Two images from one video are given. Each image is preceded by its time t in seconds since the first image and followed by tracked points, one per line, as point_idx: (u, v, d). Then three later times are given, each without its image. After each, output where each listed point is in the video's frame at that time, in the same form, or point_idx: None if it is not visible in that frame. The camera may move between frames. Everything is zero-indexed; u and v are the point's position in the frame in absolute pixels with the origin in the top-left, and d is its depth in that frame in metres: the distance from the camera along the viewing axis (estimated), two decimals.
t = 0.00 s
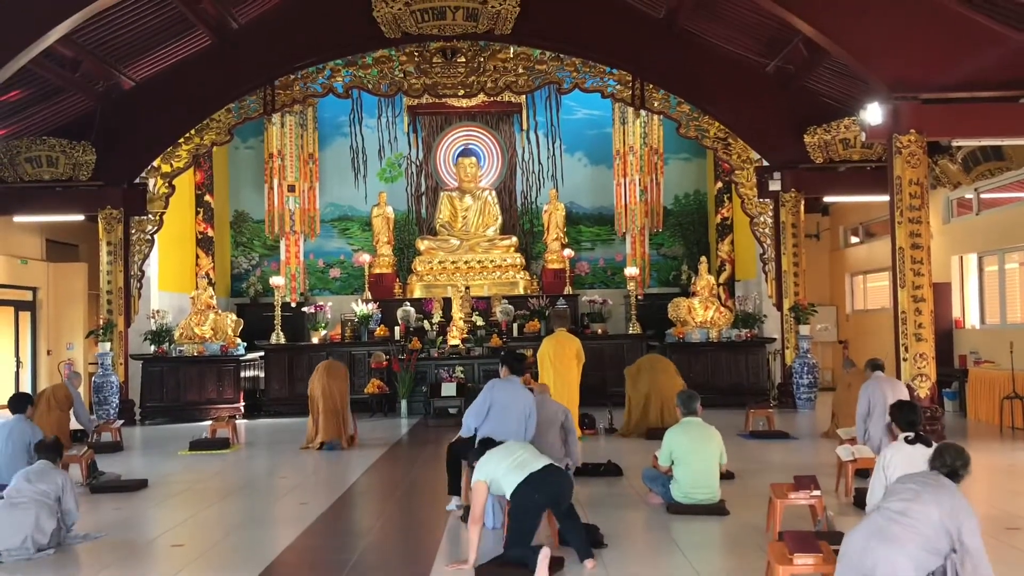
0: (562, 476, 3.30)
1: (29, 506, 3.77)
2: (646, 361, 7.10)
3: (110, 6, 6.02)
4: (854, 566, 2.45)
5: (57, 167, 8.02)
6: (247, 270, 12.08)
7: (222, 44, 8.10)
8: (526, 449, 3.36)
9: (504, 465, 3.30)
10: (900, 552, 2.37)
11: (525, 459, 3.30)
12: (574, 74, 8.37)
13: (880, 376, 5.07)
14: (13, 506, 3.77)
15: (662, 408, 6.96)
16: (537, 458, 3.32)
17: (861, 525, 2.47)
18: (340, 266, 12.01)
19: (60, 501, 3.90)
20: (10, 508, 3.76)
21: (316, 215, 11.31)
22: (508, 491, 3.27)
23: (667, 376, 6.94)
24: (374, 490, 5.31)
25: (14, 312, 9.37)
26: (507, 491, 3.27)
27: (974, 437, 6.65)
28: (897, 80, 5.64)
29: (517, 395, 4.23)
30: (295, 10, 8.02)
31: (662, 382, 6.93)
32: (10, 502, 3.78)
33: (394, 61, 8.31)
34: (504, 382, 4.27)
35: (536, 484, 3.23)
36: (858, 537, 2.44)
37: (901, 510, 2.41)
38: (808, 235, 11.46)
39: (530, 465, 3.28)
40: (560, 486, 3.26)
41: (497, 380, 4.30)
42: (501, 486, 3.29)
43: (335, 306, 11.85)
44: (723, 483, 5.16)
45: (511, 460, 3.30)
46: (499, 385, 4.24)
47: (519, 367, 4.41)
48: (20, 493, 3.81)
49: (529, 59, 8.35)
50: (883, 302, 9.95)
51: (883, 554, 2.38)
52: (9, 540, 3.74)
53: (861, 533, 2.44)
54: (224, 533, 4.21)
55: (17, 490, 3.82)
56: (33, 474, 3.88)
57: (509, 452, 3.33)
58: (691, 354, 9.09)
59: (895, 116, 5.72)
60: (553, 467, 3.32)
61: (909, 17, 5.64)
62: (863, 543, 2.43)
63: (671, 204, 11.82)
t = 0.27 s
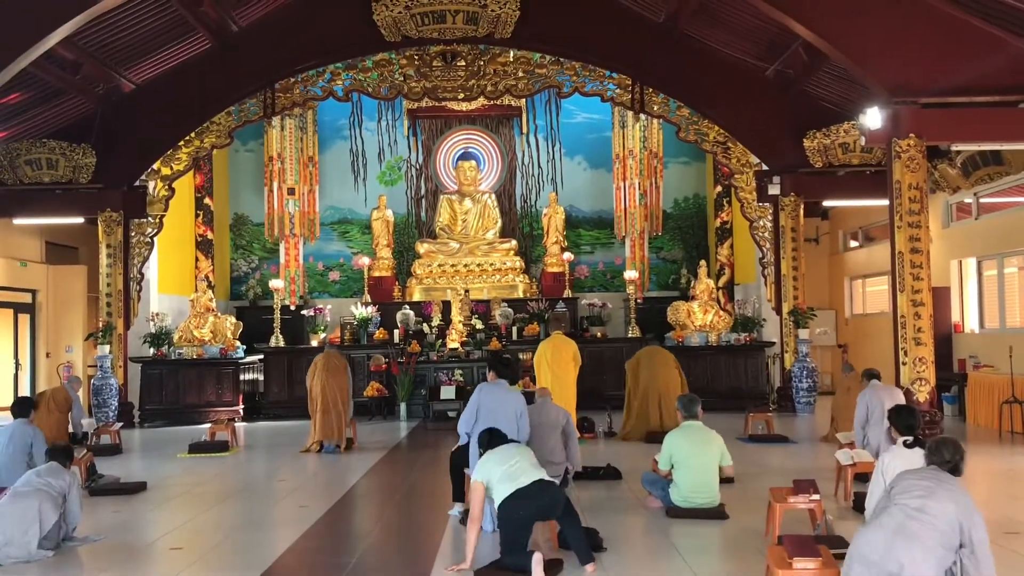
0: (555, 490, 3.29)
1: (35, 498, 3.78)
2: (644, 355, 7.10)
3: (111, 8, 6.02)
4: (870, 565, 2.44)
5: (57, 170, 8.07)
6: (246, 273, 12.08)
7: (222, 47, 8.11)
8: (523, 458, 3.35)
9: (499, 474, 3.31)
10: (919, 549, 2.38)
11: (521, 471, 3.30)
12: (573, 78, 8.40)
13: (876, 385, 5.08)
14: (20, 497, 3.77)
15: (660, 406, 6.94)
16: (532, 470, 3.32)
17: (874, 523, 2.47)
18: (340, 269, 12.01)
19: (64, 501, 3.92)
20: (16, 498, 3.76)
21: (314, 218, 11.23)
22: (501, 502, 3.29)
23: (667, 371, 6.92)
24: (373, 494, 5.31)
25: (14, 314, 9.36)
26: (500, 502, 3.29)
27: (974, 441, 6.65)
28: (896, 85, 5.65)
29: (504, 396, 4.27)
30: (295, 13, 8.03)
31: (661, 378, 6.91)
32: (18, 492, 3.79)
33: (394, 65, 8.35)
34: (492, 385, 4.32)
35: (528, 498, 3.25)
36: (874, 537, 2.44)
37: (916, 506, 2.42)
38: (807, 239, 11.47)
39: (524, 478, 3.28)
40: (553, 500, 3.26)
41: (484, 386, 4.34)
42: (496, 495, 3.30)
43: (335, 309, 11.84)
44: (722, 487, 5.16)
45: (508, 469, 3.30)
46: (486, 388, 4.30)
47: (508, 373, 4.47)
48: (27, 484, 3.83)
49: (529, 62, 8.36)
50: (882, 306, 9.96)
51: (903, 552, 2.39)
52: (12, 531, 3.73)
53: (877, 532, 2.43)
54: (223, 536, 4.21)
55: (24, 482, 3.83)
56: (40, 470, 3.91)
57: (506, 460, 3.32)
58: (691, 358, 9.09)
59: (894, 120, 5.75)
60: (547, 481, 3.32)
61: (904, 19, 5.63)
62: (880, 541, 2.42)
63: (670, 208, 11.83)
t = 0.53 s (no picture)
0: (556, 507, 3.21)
1: (42, 494, 3.80)
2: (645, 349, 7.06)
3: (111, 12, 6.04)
4: (889, 568, 2.47)
5: (57, 172, 8.03)
6: (246, 276, 12.08)
7: (223, 50, 8.11)
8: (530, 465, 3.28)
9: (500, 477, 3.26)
10: (939, 550, 2.43)
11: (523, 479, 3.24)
12: (574, 81, 8.41)
13: (872, 392, 5.07)
14: (26, 491, 3.79)
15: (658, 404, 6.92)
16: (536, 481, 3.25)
17: (889, 525, 2.50)
18: (339, 272, 12.02)
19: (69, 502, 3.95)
20: (23, 492, 3.78)
21: (316, 221, 11.43)
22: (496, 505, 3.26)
23: (667, 369, 6.90)
24: (373, 497, 5.31)
25: (14, 317, 9.36)
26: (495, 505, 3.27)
27: (973, 445, 6.65)
28: (896, 88, 5.66)
29: (483, 395, 4.28)
30: (296, 17, 8.04)
31: (661, 375, 6.90)
32: (25, 486, 3.81)
33: (395, 68, 8.35)
34: (471, 385, 4.34)
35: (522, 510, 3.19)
36: (895, 540, 2.46)
37: (930, 508, 2.47)
38: (807, 243, 11.48)
39: (523, 488, 3.22)
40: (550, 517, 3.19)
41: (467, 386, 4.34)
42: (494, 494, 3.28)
43: (335, 312, 11.84)
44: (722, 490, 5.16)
45: (511, 472, 3.26)
46: (466, 389, 4.32)
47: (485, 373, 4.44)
48: (34, 480, 3.85)
49: (529, 66, 8.37)
50: (882, 309, 9.96)
51: (924, 554, 2.43)
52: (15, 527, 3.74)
53: (898, 535, 2.46)
54: (223, 539, 4.21)
55: (31, 477, 3.87)
56: (49, 468, 3.95)
57: (510, 464, 3.26)
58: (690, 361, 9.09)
59: (893, 124, 5.77)
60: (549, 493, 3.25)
61: (903, 21, 5.65)
62: (901, 543, 2.45)
63: (670, 211, 11.84)
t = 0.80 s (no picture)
0: (560, 532, 3.16)
1: (45, 493, 3.80)
2: (648, 347, 7.02)
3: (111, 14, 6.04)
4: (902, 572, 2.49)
5: (58, 175, 8.07)
6: (246, 278, 12.07)
7: (223, 52, 8.12)
8: (541, 485, 3.22)
9: (509, 492, 3.22)
10: (949, 550, 2.48)
11: (531, 499, 3.18)
12: (574, 83, 8.41)
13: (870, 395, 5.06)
14: (31, 490, 3.79)
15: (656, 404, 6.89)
16: (544, 503, 3.20)
17: (897, 529, 2.53)
18: (340, 274, 12.02)
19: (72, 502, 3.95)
20: (27, 490, 3.78)
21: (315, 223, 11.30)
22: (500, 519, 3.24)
23: (667, 369, 6.89)
24: (373, 499, 5.31)
25: (14, 319, 9.37)
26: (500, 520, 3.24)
27: (974, 447, 6.64)
28: (897, 91, 5.66)
29: (472, 393, 4.27)
30: (296, 19, 8.05)
31: (661, 375, 6.88)
32: (29, 484, 3.81)
33: (395, 71, 8.34)
34: (459, 383, 4.32)
35: (524, 531, 3.15)
36: (904, 544, 2.50)
37: (933, 510, 2.52)
38: (807, 245, 11.48)
39: (530, 510, 3.17)
40: (552, 541, 3.15)
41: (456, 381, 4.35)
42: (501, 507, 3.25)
43: (335, 314, 11.84)
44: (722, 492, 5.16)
45: (520, 489, 3.21)
46: (455, 386, 4.31)
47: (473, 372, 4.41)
48: (37, 479, 3.86)
49: (529, 68, 8.37)
50: (882, 312, 9.96)
51: (935, 554, 2.48)
52: (18, 525, 3.75)
53: (908, 538, 2.50)
54: (223, 541, 4.21)
55: (34, 477, 3.87)
56: (52, 469, 3.96)
57: (519, 482, 3.22)
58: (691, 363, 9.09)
59: (893, 126, 5.75)
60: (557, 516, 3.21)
61: (903, 23, 5.67)
62: (912, 546, 2.49)
63: (670, 214, 11.84)
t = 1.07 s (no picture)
0: (568, 552, 3.18)
1: (47, 493, 3.81)
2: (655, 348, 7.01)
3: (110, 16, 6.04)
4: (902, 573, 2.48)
5: (57, 176, 8.04)
6: (246, 279, 12.08)
7: (223, 53, 8.12)
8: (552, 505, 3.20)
9: (519, 510, 3.19)
10: (945, 547, 2.47)
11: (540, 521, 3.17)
12: (573, 85, 8.41)
13: (869, 397, 5.07)
14: (32, 489, 3.79)
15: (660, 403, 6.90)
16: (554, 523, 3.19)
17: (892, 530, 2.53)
18: (340, 276, 12.02)
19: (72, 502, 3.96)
20: (28, 490, 3.78)
21: (314, 224, 11.23)
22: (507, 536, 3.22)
23: (674, 371, 6.94)
24: (373, 500, 5.31)
25: (14, 321, 9.36)
26: (507, 535, 3.22)
27: (974, 448, 6.65)
28: (897, 92, 5.66)
29: (466, 380, 4.41)
30: (296, 20, 8.05)
31: (669, 377, 6.91)
32: (30, 484, 3.82)
33: (394, 72, 8.34)
34: (453, 372, 4.46)
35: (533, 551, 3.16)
36: (901, 544, 2.48)
37: (927, 509, 2.52)
38: (807, 246, 11.49)
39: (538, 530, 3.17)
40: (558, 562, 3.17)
41: (459, 369, 4.48)
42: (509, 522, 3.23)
43: (335, 316, 11.84)
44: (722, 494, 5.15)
45: (530, 508, 3.18)
46: (448, 376, 4.44)
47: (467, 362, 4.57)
48: (39, 479, 3.87)
49: (529, 69, 8.38)
50: (882, 313, 9.95)
51: (932, 552, 2.47)
52: (20, 525, 3.75)
53: (904, 538, 2.49)
54: (223, 542, 4.21)
55: (35, 477, 3.88)
56: (52, 469, 3.97)
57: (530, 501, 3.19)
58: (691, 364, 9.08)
59: (893, 127, 5.74)
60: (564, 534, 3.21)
61: (902, 25, 5.67)
62: (909, 545, 2.48)
63: (670, 215, 11.84)
